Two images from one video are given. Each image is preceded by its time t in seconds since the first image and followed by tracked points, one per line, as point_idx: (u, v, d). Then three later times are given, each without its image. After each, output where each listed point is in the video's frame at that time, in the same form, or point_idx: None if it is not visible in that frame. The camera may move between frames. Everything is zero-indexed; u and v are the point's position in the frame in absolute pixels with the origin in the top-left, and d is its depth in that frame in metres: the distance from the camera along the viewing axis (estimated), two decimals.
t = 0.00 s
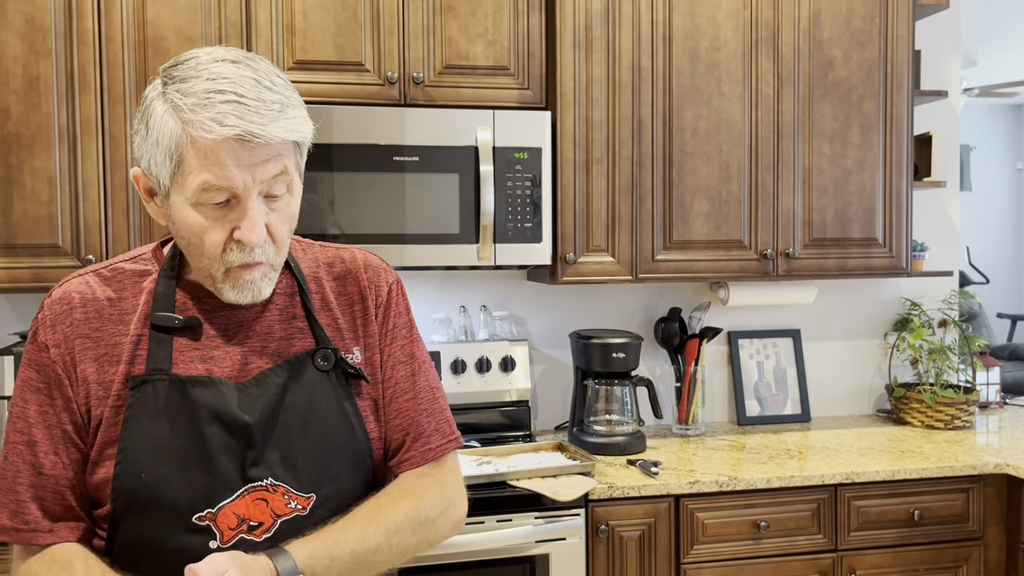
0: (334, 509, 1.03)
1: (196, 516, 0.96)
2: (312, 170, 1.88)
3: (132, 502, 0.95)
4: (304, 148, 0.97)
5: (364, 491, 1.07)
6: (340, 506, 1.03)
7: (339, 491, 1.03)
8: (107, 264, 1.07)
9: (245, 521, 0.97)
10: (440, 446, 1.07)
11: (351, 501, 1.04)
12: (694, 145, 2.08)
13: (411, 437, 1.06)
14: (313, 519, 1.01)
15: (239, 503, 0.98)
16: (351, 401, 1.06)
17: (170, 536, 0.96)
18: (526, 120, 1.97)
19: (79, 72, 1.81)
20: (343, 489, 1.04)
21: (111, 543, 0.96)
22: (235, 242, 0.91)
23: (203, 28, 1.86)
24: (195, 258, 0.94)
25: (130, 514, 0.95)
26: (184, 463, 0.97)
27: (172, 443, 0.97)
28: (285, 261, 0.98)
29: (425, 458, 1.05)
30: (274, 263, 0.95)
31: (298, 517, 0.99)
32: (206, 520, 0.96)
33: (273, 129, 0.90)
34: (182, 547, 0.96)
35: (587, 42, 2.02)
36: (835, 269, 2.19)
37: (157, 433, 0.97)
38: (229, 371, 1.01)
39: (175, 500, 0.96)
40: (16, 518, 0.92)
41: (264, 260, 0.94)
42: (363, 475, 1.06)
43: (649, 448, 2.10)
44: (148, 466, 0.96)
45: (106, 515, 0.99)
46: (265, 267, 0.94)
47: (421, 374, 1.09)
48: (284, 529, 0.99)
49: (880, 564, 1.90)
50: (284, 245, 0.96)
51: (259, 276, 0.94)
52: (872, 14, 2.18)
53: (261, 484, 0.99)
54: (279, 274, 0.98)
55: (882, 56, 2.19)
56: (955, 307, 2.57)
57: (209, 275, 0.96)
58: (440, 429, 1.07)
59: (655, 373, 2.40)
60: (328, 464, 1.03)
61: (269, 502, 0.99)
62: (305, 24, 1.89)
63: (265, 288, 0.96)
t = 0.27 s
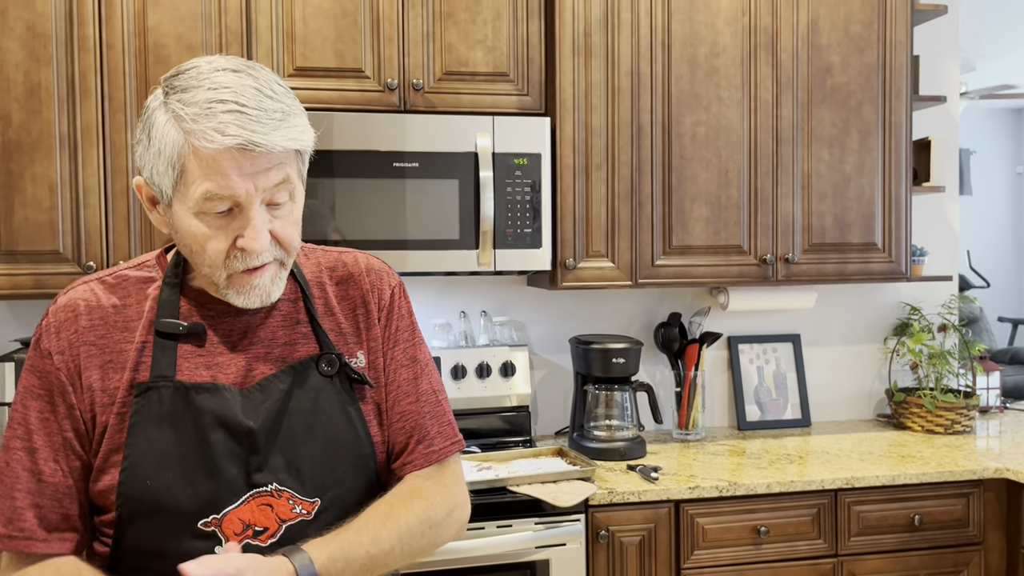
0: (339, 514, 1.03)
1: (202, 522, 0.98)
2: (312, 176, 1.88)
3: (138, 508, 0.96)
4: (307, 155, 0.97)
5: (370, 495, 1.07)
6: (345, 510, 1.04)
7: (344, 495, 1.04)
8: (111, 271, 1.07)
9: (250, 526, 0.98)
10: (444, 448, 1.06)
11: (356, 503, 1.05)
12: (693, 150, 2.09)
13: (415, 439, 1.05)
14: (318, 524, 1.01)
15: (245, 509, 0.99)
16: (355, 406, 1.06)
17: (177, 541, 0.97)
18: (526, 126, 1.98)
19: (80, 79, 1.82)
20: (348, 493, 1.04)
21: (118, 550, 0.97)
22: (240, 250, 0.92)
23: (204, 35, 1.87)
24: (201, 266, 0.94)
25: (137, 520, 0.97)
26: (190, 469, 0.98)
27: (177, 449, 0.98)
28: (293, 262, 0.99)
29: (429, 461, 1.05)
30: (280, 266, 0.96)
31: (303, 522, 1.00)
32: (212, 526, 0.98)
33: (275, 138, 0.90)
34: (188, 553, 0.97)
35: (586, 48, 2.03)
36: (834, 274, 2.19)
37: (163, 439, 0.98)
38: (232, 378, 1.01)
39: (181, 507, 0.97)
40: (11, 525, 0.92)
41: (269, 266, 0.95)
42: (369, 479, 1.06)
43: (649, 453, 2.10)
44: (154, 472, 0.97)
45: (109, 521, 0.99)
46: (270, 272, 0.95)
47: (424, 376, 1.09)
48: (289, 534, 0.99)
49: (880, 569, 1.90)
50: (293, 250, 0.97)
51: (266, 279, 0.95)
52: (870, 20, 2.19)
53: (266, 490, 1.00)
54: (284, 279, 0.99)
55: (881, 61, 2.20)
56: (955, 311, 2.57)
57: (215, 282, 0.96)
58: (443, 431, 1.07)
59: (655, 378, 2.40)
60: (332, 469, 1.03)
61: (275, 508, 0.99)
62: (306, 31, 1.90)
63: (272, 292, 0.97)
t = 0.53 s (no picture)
0: (354, 518, 1.03)
1: (219, 530, 0.97)
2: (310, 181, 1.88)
3: (154, 519, 0.96)
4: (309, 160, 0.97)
5: (383, 498, 1.07)
6: (360, 514, 1.03)
7: (358, 499, 1.03)
8: (107, 283, 1.05)
9: (266, 533, 0.98)
10: (450, 449, 1.09)
11: (368, 508, 1.04)
12: (691, 155, 2.09)
13: (424, 442, 1.07)
14: (334, 528, 1.01)
15: (260, 516, 0.98)
16: (365, 411, 1.06)
17: (196, 550, 0.96)
18: (523, 131, 1.98)
19: (79, 85, 1.82)
20: (362, 497, 1.04)
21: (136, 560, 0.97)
22: (247, 257, 0.92)
23: (202, 41, 1.87)
24: (206, 276, 0.94)
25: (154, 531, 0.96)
26: (203, 479, 0.97)
27: (189, 459, 0.97)
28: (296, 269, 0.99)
29: (437, 463, 1.07)
30: (287, 272, 0.96)
31: (318, 526, 0.99)
32: (229, 534, 0.97)
33: (282, 143, 0.89)
34: (206, 561, 0.96)
35: (583, 53, 2.03)
36: (832, 278, 2.19)
37: (174, 450, 0.97)
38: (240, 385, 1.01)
39: (196, 516, 0.96)
40: (33, 544, 0.92)
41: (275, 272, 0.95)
42: (381, 482, 1.06)
43: (647, 457, 2.10)
44: (167, 482, 0.96)
45: (123, 534, 0.98)
46: (276, 278, 0.95)
47: (429, 379, 1.10)
48: (305, 540, 0.99)
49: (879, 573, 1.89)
50: (297, 256, 0.97)
51: (271, 285, 0.95)
52: (867, 24, 2.20)
53: (281, 496, 0.99)
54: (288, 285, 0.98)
55: (878, 65, 2.20)
56: (953, 315, 2.57)
57: (218, 290, 0.96)
58: (448, 433, 1.09)
59: (654, 382, 2.40)
60: (345, 474, 1.03)
61: (290, 513, 0.99)
62: (303, 36, 1.90)
63: (277, 299, 0.96)
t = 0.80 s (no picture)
0: (385, 524, 0.99)
1: (249, 535, 0.93)
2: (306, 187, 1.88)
3: (185, 525, 0.92)
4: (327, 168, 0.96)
5: (415, 507, 1.03)
6: (391, 521, 0.99)
7: (390, 506, 0.99)
8: (142, 290, 1.02)
9: (298, 538, 0.93)
10: (490, 450, 1.15)
11: (401, 514, 1.00)
12: (687, 159, 2.10)
13: (470, 444, 1.12)
14: (365, 534, 0.97)
15: (292, 520, 0.93)
16: (397, 417, 1.03)
17: (226, 556, 0.92)
18: (520, 136, 1.99)
19: (76, 91, 1.82)
20: (394, 503, 1.00)
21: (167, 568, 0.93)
22: (254, 259, 0.90)
23: (199, 46, 1.88)
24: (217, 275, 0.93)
25: (185, 537, 0.92)
26: (235, 484, 0.94)
27: (222, 462, 0.94)
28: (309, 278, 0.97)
29: (483, 464, 1.13)
30: (296, 280, 0.94)
31: (349, 532, 0.95)
32: (259, 538, 0.93)
33: (293, 148, 0.89)
34: (237, 567, 0.92)
35: (580, 58, 2.04)
36: (828, 282, 2.19)
37: (206, 454, 0.94)
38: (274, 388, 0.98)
39: (227, 521, 0.93)
40: (50, 547, 0.90)
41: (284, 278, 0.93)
42: (413, 489, 1.02)
43: (645, 461, 2.10)
44: (198, 486, 0.93)
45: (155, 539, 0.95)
46: (285, 285, 0.93)
47: (465, 386, 1.14)
48: (336, 545, 0.95)
49: None
50: (308, 264, 0.95)
51: (279, 290, 0.92)
52: (862, 29, 2.20)
53: (313, 500, 0.95)
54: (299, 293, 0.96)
55: (873, 70, 2.21)
56: (949, 318, 2.58)
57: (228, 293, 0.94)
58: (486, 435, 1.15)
59: (651, 386, 2.40)
60: (377, 480, 0.99)
61: (321, 518, 0.94)
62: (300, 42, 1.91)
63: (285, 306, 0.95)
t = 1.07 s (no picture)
0: (451, 525, 0.96)
1: (320, 528, 0.90)
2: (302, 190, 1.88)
3: (257, 516, 0.89)
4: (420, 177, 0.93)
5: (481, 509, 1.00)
6: (457, 522, 0.97)
7: (458, 507, 0.97)
8: (221, 287, 1.00)
9: (367, 534, 0.91)
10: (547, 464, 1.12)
11: (468, 515, 0.98)
12: (682, 162, 2.10)
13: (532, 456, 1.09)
14: (432, 534, 0.95)
15: (362, 517, 0.91)
16: (464, 418, 1.00)
17: (297, 549, 0.90)
18: (515, 139, 1.99)
19: (72, 95, 1.82)
20: (462, 504, 0.97)
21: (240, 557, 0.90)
22: (341, 257, 0.87)
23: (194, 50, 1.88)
24: (302, 269, 0.90)
25: (256, 527, 0.90)
26: (309, 479, 0.91)
27: (297, 454, 0.91)
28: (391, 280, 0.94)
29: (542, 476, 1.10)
30: (378, 280, 0.91)
31: (417, 531, 0.93)
32: (329, 533, 0.90)
33: (390, 153, 0.86)
34: (307, 561, 0.90)
35: (575, 62, 2.04)
36: (824, 285, 2.20)
37: (284, 445, 0.91)
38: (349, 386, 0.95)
39: (299, 514, 0.90)
40: (147, 539, 0.86)
41: (367, 279, 0.90)
42: (480, 492, 1.00)
43: (641, 464, 2.10)
44: (273, 478, 0.90)
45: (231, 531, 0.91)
46: (366, 286, 0.90)
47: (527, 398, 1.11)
48: (405, 543, 0.92)
49: None
50: (392, 267, 0.92)
51: (361, 289, 0.90)
52: (856, 33, 2.21)
53: (383, 497, 0.92)
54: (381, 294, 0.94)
55: (867, 74, 2.22)
56: (944, 320, 2.58)
57: (308, 288, 0.92)
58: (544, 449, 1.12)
59: (647, 390, 2.41)
60: (446, 483, 0.96)
61: (391, 515, 0.92)
62: (296, 46, 1.91)
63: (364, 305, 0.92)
